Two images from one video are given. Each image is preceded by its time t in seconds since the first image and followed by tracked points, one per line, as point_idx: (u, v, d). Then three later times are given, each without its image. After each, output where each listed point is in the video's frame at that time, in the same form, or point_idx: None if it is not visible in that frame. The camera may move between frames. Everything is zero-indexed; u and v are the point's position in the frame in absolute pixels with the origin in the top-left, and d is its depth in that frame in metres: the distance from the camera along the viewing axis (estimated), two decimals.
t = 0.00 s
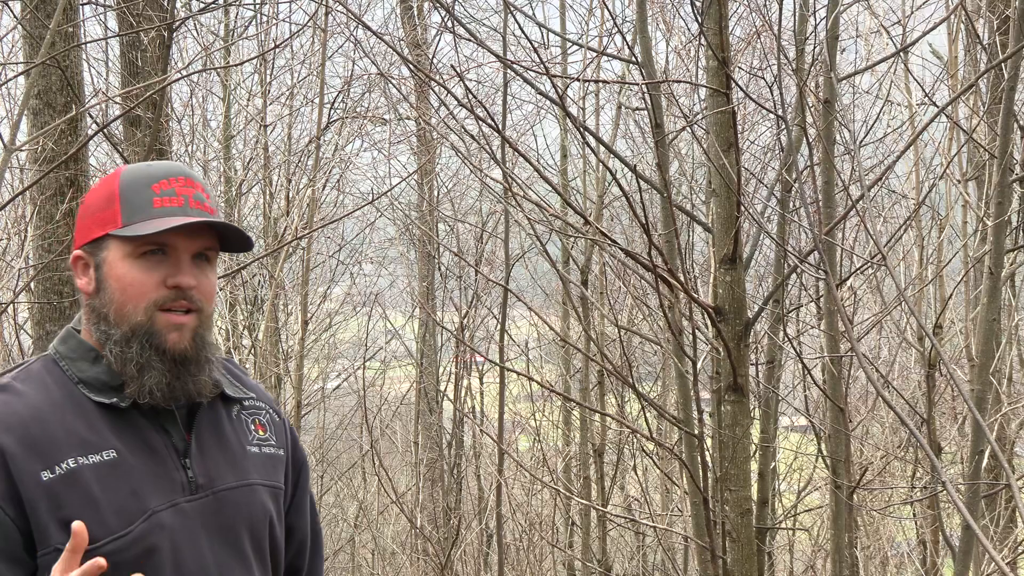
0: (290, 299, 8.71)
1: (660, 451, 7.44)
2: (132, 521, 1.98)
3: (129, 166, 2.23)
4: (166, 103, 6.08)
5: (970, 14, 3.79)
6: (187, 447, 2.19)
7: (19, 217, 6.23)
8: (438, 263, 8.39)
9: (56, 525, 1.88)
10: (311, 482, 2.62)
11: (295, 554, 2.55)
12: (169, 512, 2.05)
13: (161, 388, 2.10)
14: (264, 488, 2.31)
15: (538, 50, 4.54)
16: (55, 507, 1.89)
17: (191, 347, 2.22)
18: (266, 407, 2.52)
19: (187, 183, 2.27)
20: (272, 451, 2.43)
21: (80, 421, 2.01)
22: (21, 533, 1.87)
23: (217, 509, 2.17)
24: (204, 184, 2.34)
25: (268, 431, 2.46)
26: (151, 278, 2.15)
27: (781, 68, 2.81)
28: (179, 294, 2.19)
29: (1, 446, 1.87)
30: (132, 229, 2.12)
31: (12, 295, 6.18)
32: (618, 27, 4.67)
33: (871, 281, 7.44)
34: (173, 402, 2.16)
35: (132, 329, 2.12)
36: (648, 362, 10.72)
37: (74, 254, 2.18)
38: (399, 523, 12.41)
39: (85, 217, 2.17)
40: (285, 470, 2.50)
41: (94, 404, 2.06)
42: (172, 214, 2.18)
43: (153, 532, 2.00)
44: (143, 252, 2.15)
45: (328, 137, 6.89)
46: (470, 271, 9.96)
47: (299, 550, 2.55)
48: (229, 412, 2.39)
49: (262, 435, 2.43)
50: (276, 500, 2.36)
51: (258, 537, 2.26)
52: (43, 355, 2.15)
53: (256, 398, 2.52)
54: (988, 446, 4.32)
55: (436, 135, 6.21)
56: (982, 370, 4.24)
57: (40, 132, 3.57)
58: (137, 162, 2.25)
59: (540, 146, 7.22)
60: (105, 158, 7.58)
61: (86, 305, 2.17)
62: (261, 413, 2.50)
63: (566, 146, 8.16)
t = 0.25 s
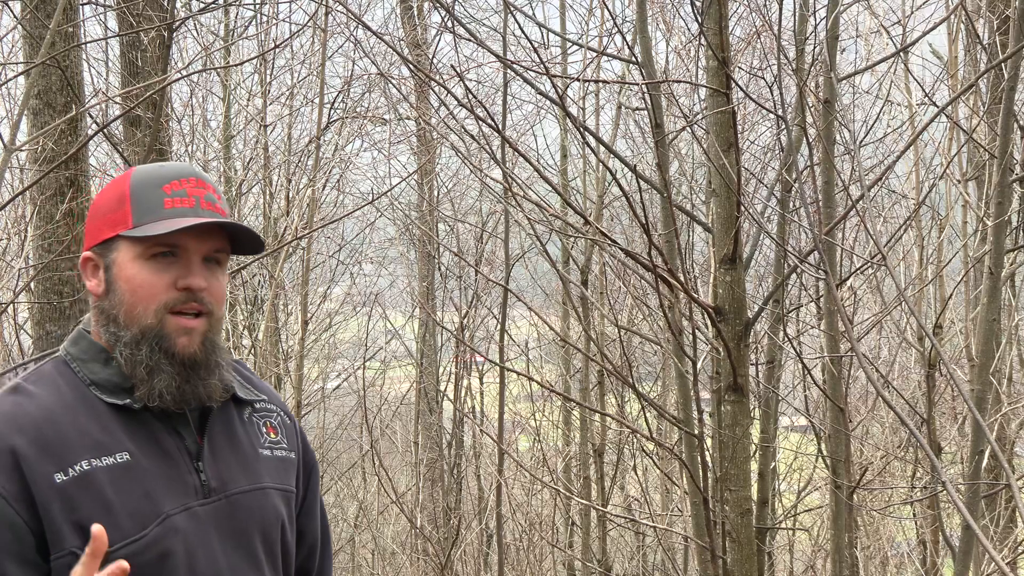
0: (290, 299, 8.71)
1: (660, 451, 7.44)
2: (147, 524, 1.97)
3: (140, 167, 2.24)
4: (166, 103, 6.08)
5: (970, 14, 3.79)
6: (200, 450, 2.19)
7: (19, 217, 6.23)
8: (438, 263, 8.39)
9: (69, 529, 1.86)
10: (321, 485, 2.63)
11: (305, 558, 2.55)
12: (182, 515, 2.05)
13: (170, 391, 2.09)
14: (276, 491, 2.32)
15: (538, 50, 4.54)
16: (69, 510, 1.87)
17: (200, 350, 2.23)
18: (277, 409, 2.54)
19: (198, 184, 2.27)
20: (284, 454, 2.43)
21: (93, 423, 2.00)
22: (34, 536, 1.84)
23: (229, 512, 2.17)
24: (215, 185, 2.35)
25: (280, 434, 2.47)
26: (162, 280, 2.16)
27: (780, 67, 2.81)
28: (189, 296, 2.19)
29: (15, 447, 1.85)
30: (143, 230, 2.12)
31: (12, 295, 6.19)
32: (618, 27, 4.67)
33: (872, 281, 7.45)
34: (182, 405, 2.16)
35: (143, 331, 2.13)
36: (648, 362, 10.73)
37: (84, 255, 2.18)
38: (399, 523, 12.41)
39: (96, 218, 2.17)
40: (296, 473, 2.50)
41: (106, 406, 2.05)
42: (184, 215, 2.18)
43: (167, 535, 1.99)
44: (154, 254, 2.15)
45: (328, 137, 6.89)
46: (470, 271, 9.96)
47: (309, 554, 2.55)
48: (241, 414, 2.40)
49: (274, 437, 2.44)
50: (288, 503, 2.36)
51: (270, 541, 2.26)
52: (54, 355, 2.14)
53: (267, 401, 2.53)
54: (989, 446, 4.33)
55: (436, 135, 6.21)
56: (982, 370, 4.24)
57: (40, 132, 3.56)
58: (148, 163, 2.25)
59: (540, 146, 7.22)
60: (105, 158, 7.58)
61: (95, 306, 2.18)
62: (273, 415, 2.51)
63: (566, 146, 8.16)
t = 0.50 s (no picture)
0: (290, 299, 8.71)
1: (660, 451, 7.44)
2: (156, 532, 1.98)
3: (169, 170, 2.22)
4: (166, 103, 6.08)
5: (969, 14, 3.79)
6: (209, 456, 2.19)
7: (19, 217, 6.23)
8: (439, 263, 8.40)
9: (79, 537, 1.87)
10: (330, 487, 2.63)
11: (314, 559, 2.56)
12: (191, 522, 2.05)
13: (190, 397, 2.10)
14: (285, 496, 2.32)
15: (538, 50, 4.54)
16: (79, 518, 1.88)
17: (220, 358, 2.21)
18: (286, 413, 2.53)
19: (226, 194, 2.27)
20: (293, 458, 2.43)
21: (102, 430, 1.99)
22: (45, 545, 1.84)
23: (239, 518, 2.17)
24: (240, 195, 2.35)
25: (288, 438, 2.47)
26: (186, 286, 2.13)
27: (780, 68, 2.81)
28: (213, 305, 2.17)
29: (25, 455, 1.85)
30: (173, 235, 2.10)
31: (12, 295, 6.19)
32: (618, 27, 4.67)
33: (872, 281, 7.45)
34: (201, 411, 2.16)
35: (164, 337, 2.10)
36: (648, 362, 10.73)
37: (105, 254, 2.15)
38: (399, 523, 12.41)
39: (120, 218, 2.14)
40: (306, 476, 2.50)
41: (115, 412, 2.05)
42: (213, 224, 2.17)
43: (176, 543, 2.00)
44: (180, 260, 2.13)
45: (328, 137, 6.89)
46: (471, 271, 9.96)
47: (318, 555, 2.55)
48: (251, 418, 2.40)
49: (282, 442, 2.44)
50: (297, 508, 2.36)
51: (279, 547, 2.26)
52: (61, 359, 2.12)
53: (277, 403, 2.53)
54: (989, 446, 4.32)
55: (436, 135, 6.21)
56: (982, 370, 4.24)
57: (40, 132, 3.56)
58: (177, 167, 2.23)
59: (540, 146, 7.21)
60: (105, 158, 7.58)
61: (112, 307, 2.14)
62: (282, 418, 2.51)
63: (566, 146, 8.16)
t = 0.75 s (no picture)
0: (290, 299, 8.71)
1: (660, 451, 7.45)
2: (174, 535, 1.98)
3: (176, 173, 2.21)
4: (166, 103, 6.08)
5: (969, 14, 3.79)
6: (215, 457, 2.19)
7: (19, 217, 6.24)
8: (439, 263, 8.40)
9: (103, 542, 1.85)
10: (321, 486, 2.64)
11: (309, 559, 2.56)
12: (206, 524, 2.06)
13: (207, 401, 2.13)
14: (288, 494, 2.33)
15: (538, 50, 4.53)
16: (102, 523, 1.85)
17: (229, 360, 2.24)
18: (278, 412, 2.55)
19: (233, 198, 2.30)
20: (289, 456, 2.45)
21: (114, 435, 1.98)
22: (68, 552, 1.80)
23: (247, 518, 2.17)
24: (241, 198, 2.37)
25: (282, 437, 2.49)
26: (199, 291, 2.14)
27: (780, 68, 2.81)
28: (225, 309, 2.19)
29: (46, 461, 1.81)
30: (188, 239, 2.11)
31: (12, 295, 6.19)
32: (618, 27, 4.67)
33: (872, 281, 7.45)
34: (214, 415, 2.18)
35: (178, 342, 2.11)
36: (648, 362, 10.73)
37: (111, 257, 2.12)
38: (399, 523, 12.41)
39: (128, 221, 2.12)
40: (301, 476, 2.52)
41: (121, 416, 2.03)
42: (225, 228, 2.20)
43: (195, 545, 2.01)
44: (193, 265, 2.13)
45: (328, 137, 6.89)
46: (470, 271, 9.96)
47: (313, 555, 2.56)
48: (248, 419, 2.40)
49: (278, 441, 2.45)
50: (298, 507, 2.37)
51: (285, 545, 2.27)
52: (59, 364, 2.08)
53: (269, 404, 2.54)
54: (989, 446, 4.32)
55: (436, 135, 6.21)
56: (982, 370, 4.24)
57: (40, 132, 3.56)
58: (184, 170, 2.24)
59: (540, 146, 7.21)
60: (105, 158, 7.58)
61: (119, 311, 2.12)
62: (274, 418, 2.53)
63: (566, 146, 8.16)
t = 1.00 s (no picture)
0: (290, 299, 8.72)
1: (660, 451, 7.45)
2: (205, 537, 2.04)
3: (178, 173, 2.20)
4: (166, 103, 6.08)
5: (969, 14, 3.79)
6: (226, 457, 2.25)
7: (19, 217, 6.24)
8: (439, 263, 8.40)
9: (143, 548, 1.89)
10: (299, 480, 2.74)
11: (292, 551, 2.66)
12: (229, 523, 2.13)
13: (223, 403, 2.18)
14: (286, 489, 2.44)
15: (538, 50, 4.53)
16: (140, 530, 1.89)
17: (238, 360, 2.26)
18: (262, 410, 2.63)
19: (234, 198, 2.31)
20: (280, 452, 2.54)
21: (140, 440, 2.01)
22: (111, 559, 1.83)
23: (259, 515, 2.26)
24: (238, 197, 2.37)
25: (271, 433, 2.58)
26: (209, 293, 2.15)
27: (780, 67, 2.81)
28: (234, 310, 2.20)
29: (86, 471, 1.83)
30: (198, 242, 2.11)
31: (12, 295, 6.19)
32: (618, 27, 4.67)
33: (872, 281, 7.44)
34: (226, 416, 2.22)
35: (192, 344, 2.11)
36: (648, 362, 10.74)
37: (115, 260, 2.08)
38: (399, 523, 12.40)
39: (134, 223, 2.09)
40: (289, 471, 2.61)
41: (139, 420, 2.05)
42: (231, 230, 2.21)
43: (224, 545, 2.07)
44: (202, 267, 2.14)
45: (328, 137, 6.89)
46: (470, 271, 9.96)
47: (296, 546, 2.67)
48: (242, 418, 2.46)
49: (269, 437, 2.54)
50: (294, 501, 2.48)
51: (287, 538, 2.38)
52: (66, 368, 2.05)
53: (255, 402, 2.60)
54: (989, 446, 4.32)
55: (436, 135, 6.20)
56: (982, 370, 4.24)
57: (40, 132, 3.56)
58: (185, 169, 2.23)
59: (540, 146, 7.20)
60: (105, 158, 7.58)
61: (127, 316, 2.08)
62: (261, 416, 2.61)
63: (566, 146, 8.16)
